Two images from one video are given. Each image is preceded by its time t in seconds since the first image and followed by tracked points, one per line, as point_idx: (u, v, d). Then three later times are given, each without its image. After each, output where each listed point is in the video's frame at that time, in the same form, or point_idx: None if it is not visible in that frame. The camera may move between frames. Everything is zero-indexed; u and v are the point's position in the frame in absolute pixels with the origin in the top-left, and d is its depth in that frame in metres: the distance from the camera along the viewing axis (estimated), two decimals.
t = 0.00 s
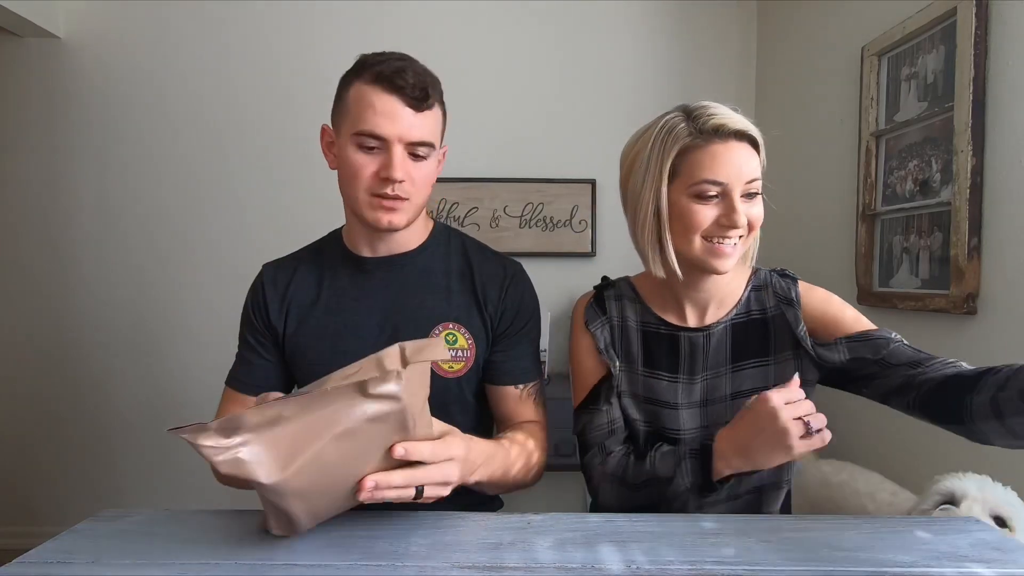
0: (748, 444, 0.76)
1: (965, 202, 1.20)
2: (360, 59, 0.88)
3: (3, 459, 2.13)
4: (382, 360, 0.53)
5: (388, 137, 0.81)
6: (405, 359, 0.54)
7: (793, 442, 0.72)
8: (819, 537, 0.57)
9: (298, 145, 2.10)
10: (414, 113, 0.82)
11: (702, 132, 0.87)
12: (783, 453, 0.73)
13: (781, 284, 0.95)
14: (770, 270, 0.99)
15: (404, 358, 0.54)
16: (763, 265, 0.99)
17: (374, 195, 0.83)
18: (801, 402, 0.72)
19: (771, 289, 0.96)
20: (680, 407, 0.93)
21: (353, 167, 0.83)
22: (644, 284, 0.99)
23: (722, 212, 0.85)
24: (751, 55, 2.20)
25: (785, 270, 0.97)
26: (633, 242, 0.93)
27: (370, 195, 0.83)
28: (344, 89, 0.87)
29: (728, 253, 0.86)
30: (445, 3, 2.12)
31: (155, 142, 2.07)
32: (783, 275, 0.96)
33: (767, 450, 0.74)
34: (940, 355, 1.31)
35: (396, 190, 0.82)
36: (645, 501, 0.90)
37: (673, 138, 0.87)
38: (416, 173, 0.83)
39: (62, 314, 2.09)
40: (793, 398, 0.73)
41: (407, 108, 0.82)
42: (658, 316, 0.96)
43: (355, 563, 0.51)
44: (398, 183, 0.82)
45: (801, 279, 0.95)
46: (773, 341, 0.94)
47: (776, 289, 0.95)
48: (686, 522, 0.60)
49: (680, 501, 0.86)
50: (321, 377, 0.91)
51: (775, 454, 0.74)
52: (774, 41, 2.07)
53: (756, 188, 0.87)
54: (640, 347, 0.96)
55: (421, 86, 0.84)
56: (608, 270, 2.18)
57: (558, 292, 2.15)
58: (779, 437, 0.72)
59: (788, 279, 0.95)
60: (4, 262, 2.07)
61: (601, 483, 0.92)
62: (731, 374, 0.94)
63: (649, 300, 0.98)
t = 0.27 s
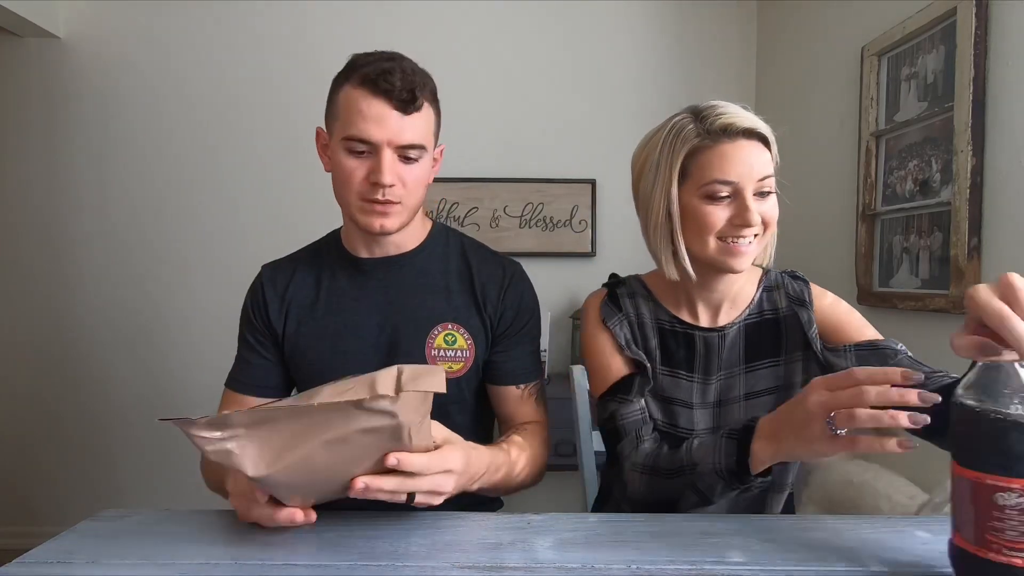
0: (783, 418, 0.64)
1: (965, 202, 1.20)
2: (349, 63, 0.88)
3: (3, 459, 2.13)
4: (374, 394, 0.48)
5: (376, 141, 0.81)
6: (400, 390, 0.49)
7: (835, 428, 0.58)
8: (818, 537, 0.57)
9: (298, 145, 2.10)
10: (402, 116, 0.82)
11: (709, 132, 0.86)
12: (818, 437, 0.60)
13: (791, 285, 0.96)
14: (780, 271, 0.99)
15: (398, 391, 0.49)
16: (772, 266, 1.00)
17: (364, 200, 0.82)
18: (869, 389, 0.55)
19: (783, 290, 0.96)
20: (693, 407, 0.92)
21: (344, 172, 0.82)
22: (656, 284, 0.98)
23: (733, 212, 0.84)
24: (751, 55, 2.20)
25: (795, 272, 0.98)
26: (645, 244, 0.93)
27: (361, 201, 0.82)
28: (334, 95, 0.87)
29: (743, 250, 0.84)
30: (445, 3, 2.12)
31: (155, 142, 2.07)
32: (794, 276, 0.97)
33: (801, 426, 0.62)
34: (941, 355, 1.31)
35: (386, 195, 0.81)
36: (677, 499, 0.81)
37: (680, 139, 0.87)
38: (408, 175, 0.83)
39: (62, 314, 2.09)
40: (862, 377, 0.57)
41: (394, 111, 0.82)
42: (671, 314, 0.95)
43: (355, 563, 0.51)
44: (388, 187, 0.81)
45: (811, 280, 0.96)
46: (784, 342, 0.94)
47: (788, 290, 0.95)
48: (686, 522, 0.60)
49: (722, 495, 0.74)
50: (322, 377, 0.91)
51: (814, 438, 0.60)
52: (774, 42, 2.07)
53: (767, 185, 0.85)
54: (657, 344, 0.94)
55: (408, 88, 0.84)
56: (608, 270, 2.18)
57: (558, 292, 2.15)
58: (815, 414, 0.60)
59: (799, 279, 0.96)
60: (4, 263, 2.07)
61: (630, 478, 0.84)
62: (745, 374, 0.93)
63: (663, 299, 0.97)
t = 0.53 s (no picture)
0: (786, 410, 0.64)
1: (965, 202, 1.20)
2: (349, 64, 0.88)
3: (3, 459, 2.13)
4: (370, 469, 0.48)
5: (377, 145, 0.81)
6: (396, 465, 0.49)
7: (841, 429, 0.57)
8: (818, 537, 0.57)
9: (297, 145, 2.10)
10: (399, 118, 0.82)
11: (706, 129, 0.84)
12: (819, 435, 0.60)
13: (806, 289, 0.93)
14: (795, 274, 0.97)
15: (394, 466, 0.49)
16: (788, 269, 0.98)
17: (365, 203, 0.82)
18: (883, 400, 0.55)
19: (798, 293, 0.93)
20: (701, 409, 0.90)
21: (344, 175, 0.83)
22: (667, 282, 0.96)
23: (725, 211, 0.82)
24: (751, 55, 2.20)
25: (808, 275, 0.96)
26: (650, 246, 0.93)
27: (362, 203, 0.83)
28: (335, 95, 0.87)
29: (742, 250, 0.82)
30: (445, 3, 2.12)
31: (155, 142, 2.07)
32: (807, 279, 0.95)
33: (805, 420, 0.61)
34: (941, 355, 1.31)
35: (387, 198, 0.82)
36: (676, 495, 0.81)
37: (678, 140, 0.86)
38: (408, 178, 0.83)
39: (62, 314, 2.09)
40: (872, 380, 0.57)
41: (392, 114, 0.82)
42: (682, 314, 0.93)
43: (355, 563, 0.51)
44: (388, 191, 0.82)
45: (826, 285, 0.94)
46: (797, 346, 0.91)
47: (802, 294, 0.93)
48: (687, 522, 0.60)
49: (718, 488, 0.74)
50: (323, 378, 0.91)
51: (819, 435, 0.60)
52: (774, 42, 2.07)
53: (764, 182, 0.82)
54: (667, 344, 0.93)
55: (409, 91, 0.83)
56: (608, 270, 2.18)
57: (558, 292, 2.16)
58: (823, 410, 0.60)
59: (814, 284, 0.94)
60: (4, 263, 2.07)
61: (630, 476, 0.84)
62: (755, 377, 0.91)
63: (671, 298, 0.95)
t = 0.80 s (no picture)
0: (775, 410, 0.64)
1: (965, 202, 1.20)
2: (347, 66, 0.87)
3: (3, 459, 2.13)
4: (382, 485, 0.48)
5: (377, 150, 0.81)
6: (409, 482, 0.49)
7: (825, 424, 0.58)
8: (818, 537, 0.57)
9: (298, 145, 2.10)
10: (389, 121, 0.81)
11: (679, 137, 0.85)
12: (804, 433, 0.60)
13: (812, 291, 0.94)
14: (801, 277, 0.97)
15: (407, 483, 0.49)
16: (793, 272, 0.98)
17: (366, 209, 0.83)
18: (865, 394, 0.58)
19: (803, 295, 0.94)
20: (705, 411, 0.90)
21: (343, 178, 0.83)
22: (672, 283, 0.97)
23: (699, 216, 0.82)
24: (751, 55, 2.20)
25: (815, 278, 0.97)
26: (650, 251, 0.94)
27: (362, 209, 0.83)
28: (331, 101, 0.87)
29: (720, 253, 0.83)
30: (445, 3, 2.12)
31: (155, 142, 2.07)
32: (815, 282, 0.96)
33: (792, 419, 0.62)
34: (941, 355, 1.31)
35: (387, 204, 0.82)
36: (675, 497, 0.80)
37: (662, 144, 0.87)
38: (407, 182, 0.83)
39: (62, 314, 2.09)
40: (852, 377, 0.59)
41: (384, 117, 0.81)
42: (687, 315, 0.94)
43: (354, 562, 0.51)
44: (388, 197, 0.82)
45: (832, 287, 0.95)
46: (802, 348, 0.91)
47: (807, 296, 0.94)
48: (687, 523, 0.60)
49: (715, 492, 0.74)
50: (323, 378, 0.91)
51: (808, 434, 0.60)
52: (774, 42, 2.07)
53: (739, 183, 0.81)
54: (672, 345, 0.93)
55: (408, 94, 0.82)
56: (608, 270, 2.18)
57: (558, 292, 2.16)
58: (808, 407, 0.60)
59: (820, 286, 0.94)
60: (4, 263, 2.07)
61: (629, 478, 0.84)
62: (760, 379, 0.90)
63: (679, 300, 0.95)
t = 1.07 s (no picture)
0: (783, 410, 0.64)
1: (965, 202, 1.20)
2: (350, 67, 0.87)
3: (3, 459, 2.13)
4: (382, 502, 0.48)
5: (380, 152, 0.81)
6: (408, 498, 0.48)
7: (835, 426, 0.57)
8: (818, 537, 0.57)
9: (297, 145, 2.10)
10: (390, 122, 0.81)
11: (660, 144, 0.87)
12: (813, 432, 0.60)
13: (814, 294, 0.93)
14: (803, 278, 0.97)
15: (407, 498, 0.48)
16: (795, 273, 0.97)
17: (368, 209, 0.83)
18: (876, 398, 0.55)
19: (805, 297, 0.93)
20: (704, 412, 0.90)
21: (345, 180, 0.83)
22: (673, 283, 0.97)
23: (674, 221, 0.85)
24: (751, 54, 2.20)
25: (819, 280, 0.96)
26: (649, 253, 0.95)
27: (365, 210, 0.83)
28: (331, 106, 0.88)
29: (700, 254, 0.85)
30: (445, 3, 2.12)
31: (155, 142, 2.07)
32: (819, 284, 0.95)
33: (801, 419, 0.61)
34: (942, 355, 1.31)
35: (388, 205, 0.82)
36: (678, 495, 0.80)
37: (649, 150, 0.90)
38: (409, 183, 0.83)
39: (62, 314, 2.09)
40: (864, 379, 0.57)
41: (386, 118, 0.81)
42: (688, 315, 0.94)
43: (354, 562, 0.51)
44: (390, 198, 0.82)
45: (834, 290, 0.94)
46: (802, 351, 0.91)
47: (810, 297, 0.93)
48: (688, 523, 0.60)
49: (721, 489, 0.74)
50: (324, 378, 0.91)
51: (817, 436, 0.59)
52: (774, 42, 2.07)
53: (711, 185, 0.83)
54: (673, 346, 0.93)
55: (412, 97, 0.82)
56: (608, 270, 2.18)
57: (558, 291, 2.16)
58: (818, 409, 0.60)
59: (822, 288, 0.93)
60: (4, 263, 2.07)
61: (632, 477, 0.84)
62: (761, 381, 0.90)
63: (682, 301, 0.95)
